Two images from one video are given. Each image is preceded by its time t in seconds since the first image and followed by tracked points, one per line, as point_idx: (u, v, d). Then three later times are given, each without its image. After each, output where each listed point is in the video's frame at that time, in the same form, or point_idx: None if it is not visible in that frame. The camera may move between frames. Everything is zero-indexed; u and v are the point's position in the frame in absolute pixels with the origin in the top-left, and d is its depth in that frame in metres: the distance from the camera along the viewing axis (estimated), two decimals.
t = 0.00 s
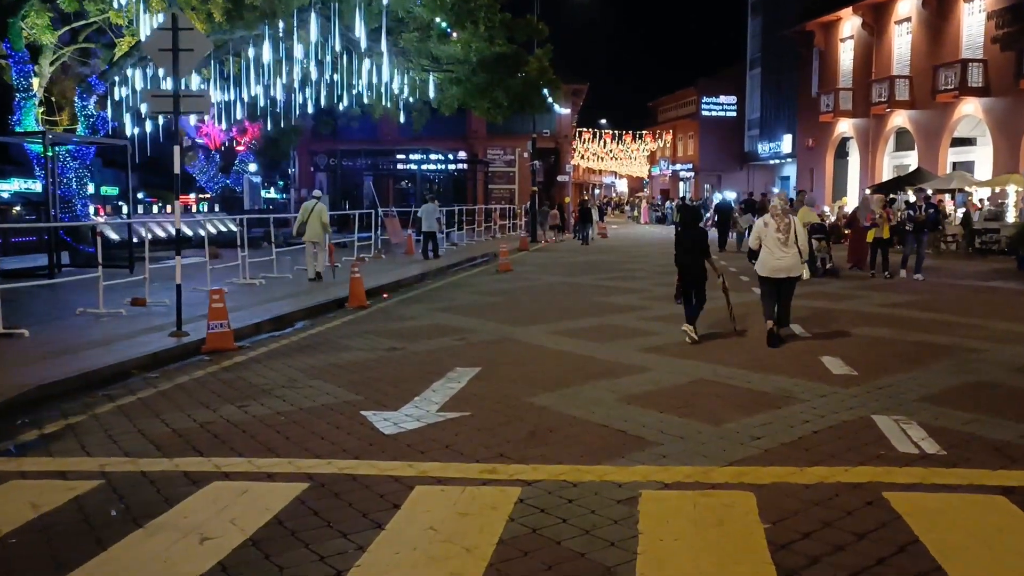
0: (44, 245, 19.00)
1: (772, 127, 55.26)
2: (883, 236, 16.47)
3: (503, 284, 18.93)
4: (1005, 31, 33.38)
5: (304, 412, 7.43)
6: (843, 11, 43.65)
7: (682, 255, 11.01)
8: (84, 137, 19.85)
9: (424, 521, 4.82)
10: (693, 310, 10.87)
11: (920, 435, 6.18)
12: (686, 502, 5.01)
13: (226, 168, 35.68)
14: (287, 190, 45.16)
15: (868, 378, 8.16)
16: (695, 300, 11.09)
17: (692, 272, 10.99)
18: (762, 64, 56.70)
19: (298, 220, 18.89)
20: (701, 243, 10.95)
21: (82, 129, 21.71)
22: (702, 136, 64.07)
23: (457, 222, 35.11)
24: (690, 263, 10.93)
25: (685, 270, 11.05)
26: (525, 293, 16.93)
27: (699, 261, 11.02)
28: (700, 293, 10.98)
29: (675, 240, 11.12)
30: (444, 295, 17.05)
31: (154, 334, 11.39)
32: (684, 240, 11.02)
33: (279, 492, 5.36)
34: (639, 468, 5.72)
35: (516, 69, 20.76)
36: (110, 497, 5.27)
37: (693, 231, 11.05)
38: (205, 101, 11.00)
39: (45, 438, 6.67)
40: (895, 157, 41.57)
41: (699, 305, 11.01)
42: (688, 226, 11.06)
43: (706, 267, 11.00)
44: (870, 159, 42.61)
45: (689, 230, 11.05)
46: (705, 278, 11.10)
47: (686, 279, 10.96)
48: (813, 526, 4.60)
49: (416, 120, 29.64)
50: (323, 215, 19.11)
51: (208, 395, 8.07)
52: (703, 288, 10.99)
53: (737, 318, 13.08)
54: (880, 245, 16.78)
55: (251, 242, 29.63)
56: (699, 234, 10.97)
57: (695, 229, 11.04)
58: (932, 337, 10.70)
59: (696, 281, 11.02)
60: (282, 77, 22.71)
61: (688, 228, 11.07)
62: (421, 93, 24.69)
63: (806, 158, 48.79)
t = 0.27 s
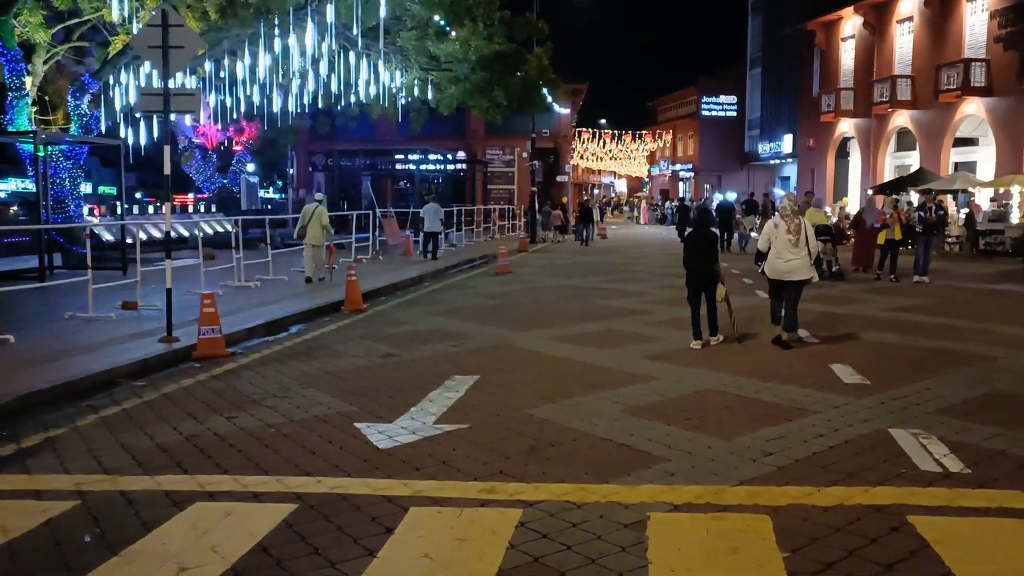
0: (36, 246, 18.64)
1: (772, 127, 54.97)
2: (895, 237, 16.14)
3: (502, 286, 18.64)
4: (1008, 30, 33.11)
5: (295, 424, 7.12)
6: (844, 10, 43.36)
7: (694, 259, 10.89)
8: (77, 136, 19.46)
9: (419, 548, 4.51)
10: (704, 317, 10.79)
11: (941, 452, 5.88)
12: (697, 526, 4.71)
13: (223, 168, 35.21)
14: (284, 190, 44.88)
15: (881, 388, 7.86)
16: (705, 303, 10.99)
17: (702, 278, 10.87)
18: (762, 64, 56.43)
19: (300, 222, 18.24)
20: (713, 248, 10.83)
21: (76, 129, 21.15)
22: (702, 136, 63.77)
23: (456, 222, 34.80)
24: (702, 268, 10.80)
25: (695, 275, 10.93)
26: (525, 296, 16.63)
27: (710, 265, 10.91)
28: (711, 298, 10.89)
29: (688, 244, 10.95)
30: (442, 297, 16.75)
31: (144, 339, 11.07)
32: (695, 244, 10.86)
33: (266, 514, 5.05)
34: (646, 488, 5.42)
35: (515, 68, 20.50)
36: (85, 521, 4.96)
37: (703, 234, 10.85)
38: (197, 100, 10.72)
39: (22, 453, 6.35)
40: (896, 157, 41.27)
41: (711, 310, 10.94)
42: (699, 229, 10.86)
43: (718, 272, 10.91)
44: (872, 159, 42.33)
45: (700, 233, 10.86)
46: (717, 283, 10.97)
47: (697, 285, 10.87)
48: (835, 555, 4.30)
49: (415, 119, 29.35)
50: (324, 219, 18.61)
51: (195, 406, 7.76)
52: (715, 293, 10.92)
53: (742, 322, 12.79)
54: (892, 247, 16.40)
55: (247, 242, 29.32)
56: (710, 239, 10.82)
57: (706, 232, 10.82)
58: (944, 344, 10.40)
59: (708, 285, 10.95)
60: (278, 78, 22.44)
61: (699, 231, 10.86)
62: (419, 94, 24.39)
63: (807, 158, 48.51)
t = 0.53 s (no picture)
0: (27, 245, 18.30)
1: (775, 126, 54.63)
2: (906, 236, 15.79)
3: (502, 286, 18.32)
4: (1013, 28, 32.76)
5: (283, 430, 6.81)
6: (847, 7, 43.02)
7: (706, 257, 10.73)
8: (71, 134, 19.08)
9: (408, 567, 4.21)
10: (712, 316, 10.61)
11: (962, 461, 5.58)
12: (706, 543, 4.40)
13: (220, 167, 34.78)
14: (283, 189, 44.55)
15: (894, 393, 7.55)
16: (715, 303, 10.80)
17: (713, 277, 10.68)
18: (764, 63, 56.11)
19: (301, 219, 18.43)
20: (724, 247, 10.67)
21: (69, 125, 20.91)
22: (703, 135, 63.43)
23: (455, 221, 34.47)
24: (712, 267, 10.66)
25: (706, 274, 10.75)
26: (525, 296, 16.32)
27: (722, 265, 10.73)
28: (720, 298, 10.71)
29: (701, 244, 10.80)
30: (440, 297, 16.44)
31: (132, 340, 10.76)
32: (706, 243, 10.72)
33: (246, 528, 4.74)
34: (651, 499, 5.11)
35: (516, 64, 20.10)
36: (53, 536, 4.66)
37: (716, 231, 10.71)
38: (186, 93, 10.42)
39: None
40: (899, 156, 40.93)
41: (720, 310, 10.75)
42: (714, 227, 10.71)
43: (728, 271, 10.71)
44: (875, 159, 41.99)
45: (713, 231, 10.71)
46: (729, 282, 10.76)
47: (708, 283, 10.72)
48: None
49: (414, 117, 28.99)
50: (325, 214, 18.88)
51: (180, 411, 7.44)
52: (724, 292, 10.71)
53: (746, 323, 12.47)
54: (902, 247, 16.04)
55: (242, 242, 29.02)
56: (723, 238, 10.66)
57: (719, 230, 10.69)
58: (956, 346, 10.08)
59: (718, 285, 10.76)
60: (274, 74, 22.12)
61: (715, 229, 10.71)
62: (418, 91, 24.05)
63: (810, 157, 48.18)
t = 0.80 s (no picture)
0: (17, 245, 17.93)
1: (774, 125, 54.35)
2: (912, 239, 15.46)
3: (499, 288, 18.00)
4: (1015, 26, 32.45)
5: (267, 443, 6.50)
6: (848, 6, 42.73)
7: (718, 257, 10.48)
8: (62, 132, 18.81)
9: None
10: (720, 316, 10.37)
11: (981, 478, 5.30)
12: (712, 571, 4.10)
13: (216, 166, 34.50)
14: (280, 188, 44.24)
15: (905, 402, 7.25)
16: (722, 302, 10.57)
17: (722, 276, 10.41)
18: (764, 62, 55.83)
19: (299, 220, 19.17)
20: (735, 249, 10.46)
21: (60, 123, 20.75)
22: (703, 134, 63.13)
23: (453, 221, 34.17)
24: (722, 266, 10.41)
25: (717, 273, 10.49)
26: (522, 298, 16.02)
27: (730, 265, 10.45)
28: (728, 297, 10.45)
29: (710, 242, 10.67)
30: (437, 299, 16.16)
31: (117, 345, 10.43)
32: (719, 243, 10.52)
33: (221, 553, 4.45)
34: (653, 520, 4.81)
35: (514, 61, 19.82)
36: (14, 562, 4.36)
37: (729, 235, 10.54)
38: (173, 91, 10.10)
39: None
40: (900, 156, 40.65)
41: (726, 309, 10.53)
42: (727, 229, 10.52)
43: (738, 271, 10.42)
44: (875, 158, 41.71)
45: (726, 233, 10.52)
46: (739, 283, 10.49)
47: (717, 283, 10.47)
48: None
49: (412, 116, 28.70)
50: (323, 215, 19.36)
51: (161, 422, 7.14)
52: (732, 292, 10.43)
53: (749, 327, 12.19)
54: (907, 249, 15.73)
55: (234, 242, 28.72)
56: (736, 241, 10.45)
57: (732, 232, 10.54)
58: (966, 351, 9.78)
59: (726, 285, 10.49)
60: (268, 71, 21.81)
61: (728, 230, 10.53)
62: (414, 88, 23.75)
63: (810, 156, 47.89)
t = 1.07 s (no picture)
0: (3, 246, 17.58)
1: (773, 125, 54.10)
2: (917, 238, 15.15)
3: (495, 288, 17.70)
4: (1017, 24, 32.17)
5: (246, 452, 6.17)
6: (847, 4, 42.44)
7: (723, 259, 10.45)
8: (51, 131, 18.43)
9: None
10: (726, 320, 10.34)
11: (1002, 492, 4.98)
12: None
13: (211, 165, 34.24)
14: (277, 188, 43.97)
15: (916, 408, 6.93)
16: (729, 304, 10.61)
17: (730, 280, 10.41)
18: (763, 61, 55.62)
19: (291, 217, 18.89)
20: (742, 248, 10.34)
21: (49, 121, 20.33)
22: (701, 134, 62.87)
23: (450, 221, 33.88)
24: (726, 268, 10.38)
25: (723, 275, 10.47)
26: (519, 299, 15.70)
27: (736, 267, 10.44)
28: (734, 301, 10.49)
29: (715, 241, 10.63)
30: (431, 300, 15.83)
31: (98, 347, 10.09)
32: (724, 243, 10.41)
33: None
34: (653, 538, 4.48)
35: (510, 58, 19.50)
36: None
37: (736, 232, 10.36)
38: (156, 85, 9.81)
39: None
40: (900, 155, 40.38)
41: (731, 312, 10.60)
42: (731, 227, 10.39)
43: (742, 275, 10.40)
44: (875, 158, 41.42)
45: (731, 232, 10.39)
46: (747, 284, 10.53)
47: (723, 288, 10.46)
48: None
49: (408, 114, 28.44)
50: (317, 213, 19.27)
51: (136, 429, 6.80)
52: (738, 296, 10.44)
53: (750, 328, 11.86)
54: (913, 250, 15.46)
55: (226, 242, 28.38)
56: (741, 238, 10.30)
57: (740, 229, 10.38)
58: (976, 354, 9.47)
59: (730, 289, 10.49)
60: (261, 68, 21.50)
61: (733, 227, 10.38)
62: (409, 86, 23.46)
63: (809, 156, 47.60)
